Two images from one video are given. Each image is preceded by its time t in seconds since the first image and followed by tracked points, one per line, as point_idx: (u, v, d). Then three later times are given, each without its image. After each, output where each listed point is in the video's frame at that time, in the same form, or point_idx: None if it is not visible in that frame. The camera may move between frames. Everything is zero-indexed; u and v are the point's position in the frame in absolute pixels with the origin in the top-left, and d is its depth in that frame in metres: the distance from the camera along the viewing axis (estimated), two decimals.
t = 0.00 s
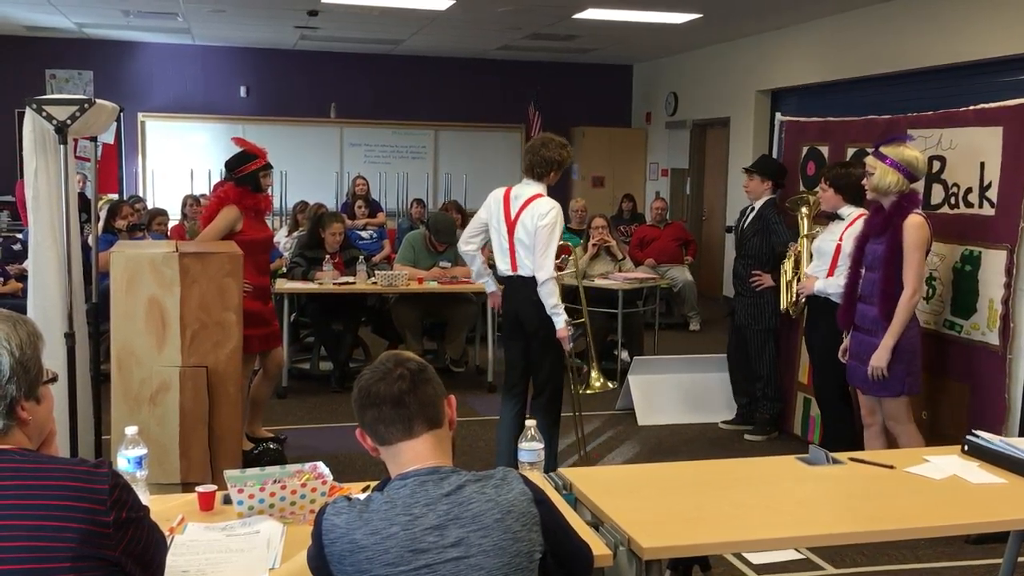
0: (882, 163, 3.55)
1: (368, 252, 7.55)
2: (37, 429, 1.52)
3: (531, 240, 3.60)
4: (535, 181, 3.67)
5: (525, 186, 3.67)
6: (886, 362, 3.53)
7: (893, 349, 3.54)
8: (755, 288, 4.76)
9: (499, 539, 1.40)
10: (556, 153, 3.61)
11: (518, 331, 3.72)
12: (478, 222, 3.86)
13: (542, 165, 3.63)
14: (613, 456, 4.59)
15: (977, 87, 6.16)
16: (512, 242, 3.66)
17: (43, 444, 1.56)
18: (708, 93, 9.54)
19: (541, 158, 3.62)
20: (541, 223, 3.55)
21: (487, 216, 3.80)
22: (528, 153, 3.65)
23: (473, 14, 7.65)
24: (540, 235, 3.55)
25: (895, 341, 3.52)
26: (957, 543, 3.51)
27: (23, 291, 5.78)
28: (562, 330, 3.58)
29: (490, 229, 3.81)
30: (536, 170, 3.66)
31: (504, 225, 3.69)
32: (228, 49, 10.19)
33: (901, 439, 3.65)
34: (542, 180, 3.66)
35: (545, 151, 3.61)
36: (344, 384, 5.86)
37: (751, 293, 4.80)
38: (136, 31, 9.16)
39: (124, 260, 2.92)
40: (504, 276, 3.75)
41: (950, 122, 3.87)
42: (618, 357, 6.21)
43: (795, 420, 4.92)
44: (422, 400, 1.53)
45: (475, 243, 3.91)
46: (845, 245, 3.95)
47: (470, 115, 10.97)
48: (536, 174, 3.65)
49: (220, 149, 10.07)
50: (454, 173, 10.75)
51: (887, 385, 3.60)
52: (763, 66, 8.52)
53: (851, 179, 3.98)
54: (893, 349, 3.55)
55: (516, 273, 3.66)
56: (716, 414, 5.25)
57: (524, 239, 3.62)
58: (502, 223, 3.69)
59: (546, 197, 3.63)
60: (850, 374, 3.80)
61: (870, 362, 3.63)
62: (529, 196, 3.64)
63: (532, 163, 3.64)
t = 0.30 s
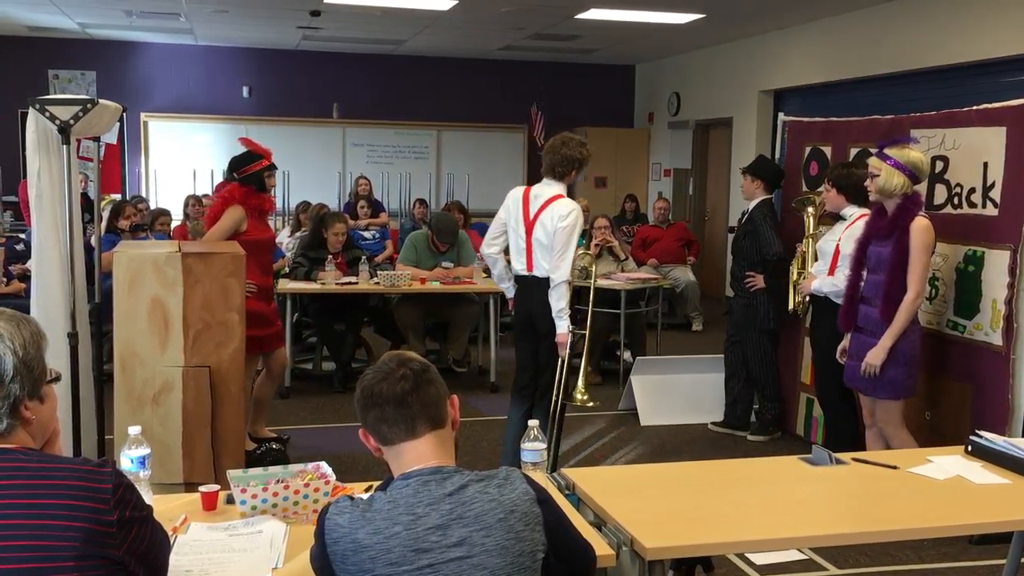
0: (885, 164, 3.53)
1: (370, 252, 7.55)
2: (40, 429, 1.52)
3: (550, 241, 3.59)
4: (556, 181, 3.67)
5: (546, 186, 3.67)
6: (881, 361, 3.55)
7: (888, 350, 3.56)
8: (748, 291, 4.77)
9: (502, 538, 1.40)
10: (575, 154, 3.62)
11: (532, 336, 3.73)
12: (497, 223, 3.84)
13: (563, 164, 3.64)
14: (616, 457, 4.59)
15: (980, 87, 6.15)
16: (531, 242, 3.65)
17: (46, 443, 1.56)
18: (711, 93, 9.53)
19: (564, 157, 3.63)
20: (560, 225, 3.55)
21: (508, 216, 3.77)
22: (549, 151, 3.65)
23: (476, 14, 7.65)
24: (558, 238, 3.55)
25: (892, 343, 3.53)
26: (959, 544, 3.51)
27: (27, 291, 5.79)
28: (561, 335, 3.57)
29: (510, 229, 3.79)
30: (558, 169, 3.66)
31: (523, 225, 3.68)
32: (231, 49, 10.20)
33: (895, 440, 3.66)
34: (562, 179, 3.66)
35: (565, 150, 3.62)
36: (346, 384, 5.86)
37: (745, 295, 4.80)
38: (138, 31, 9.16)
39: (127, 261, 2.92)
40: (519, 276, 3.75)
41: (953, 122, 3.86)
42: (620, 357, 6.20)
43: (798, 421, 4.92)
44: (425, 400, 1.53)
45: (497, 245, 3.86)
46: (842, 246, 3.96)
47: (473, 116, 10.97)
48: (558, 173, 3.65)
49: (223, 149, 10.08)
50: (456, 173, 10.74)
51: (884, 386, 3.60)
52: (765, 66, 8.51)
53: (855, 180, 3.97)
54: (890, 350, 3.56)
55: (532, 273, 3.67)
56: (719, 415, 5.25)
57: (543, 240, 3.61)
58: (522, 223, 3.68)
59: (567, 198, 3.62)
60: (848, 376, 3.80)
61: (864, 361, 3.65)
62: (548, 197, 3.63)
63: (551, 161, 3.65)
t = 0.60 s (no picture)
0: (890, 163, 3.54)
1: (372, 252, 7.56)
2: (43, 429, 1.52)
3: (563, 242, 3.59)
4: (574, 181, 3.68)
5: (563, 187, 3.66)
6: (902, 366, 3.51)
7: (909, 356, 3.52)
8: (731, 292, 4.80)
9: (504, 538, 1.40)
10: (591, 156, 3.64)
11: (540, 336, 3.74)
12: (513, 223, 3.84)
13: (581, 163, 3.65)
14: (617, 457, 4.59)
15: (982, 87, 6.14)
16: (543, 242, 3.64)
17: (48, 443, 1.56)
18: (712, 93, 9.53)
19: (578, 157, 3.64)
20: (575, 226, 3.55)
21: (522, 216, 3.77)
22: (565, 152, 3.66)
23: (477, 14, 7.64)
24: (572, 240, 3.55)
25: (910, 348, 3.51)
26: (962, 544, 3.51)
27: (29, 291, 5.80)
28: (578, 336, 3.58)
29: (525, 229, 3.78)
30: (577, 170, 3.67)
31: (537, 224, 3.67)
32: (232, 49, 10.21)
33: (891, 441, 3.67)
34: (581, 179, 3.68)
35: (582, 150, 3.63)
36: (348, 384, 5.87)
37: (730, 296, 4.82)
38: (140, 31, 9.17)
39: (129, 261, 2.92)
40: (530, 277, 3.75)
41: (955, 122, 3.86)
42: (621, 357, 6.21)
43: (799, 421, 4.92)
44: (427, 401, 1.53)
45: (513, 245, 3.86)
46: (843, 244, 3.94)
47: (474, 116, 10.97)
48: (575, 173, 3.66)
49: (225, 149, 10.09)
50: (458, 173, 10.76)
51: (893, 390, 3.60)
52: (767, 66, 8.51)
53: (858, 180, 3.97)
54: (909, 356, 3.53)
55: (542, 275, 3.67)
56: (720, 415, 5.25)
57: (555, 240, 3.60)
58: (535, 223, 3.68)
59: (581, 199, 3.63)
60: (855, 375, 3.83)
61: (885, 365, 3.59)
62: (562, 199, 3.63)
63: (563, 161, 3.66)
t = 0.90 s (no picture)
0: (898, 163, 3.54)
1: (373, 252, 7.55)
2: (44, 429, 1.52)
3: (567, 242, 3.59)
4: (581, 179, 3.67)
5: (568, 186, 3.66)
6: (913, 367, 3.50)
7: (919, 355, 3.52)
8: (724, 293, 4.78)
9: (506, 539, 1.39)
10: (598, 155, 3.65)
11: (544, 337, 3.74)
12: (520, 223, 3.86)
13: (589, 159, 3.66)
14: (619, 458, 4.58)
15: (984, 86, 6.13)
16: (547, 242, 3.65)
17: (49, 444, 1.56)
18: (713, 92, 9.52)
19: (584, 156, 3.66)
20: (580, 226, 3.54)
21: (528, 215, 3.77)
22: (572, 150, 3.69)
23: (478, 13, 7.64)
24: (578, 240, 3.55)
25: (919, 348, 3.50)
26: (964, 544, 3.51)
27: (30, 291, 5.81)
28: (600, 335, 3.60)
29: (529, 227, 3.78)
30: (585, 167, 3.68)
31: (541, 223, 3.67)
32: (234, 49, 10.21)
33: (906, 439, 3.68)
34: (588, 177, 3.67)
35: (589, 147, 3.65)
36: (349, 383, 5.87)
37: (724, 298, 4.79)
38: (141, 31, 9.17)
39: (130, 261, 2.92)
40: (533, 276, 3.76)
41: (957, 121, 3.85)
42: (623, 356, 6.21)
43: (801, 420, 4.91)
44: (429, 402, 1.53)
45: (519, 245, 3.88)
46: (843, 243, 3.94)
47: (475, 115, 10.97)
48: (584, 170, 3.66)
49: (226, 149, 10.09)
50: (459, 172, 10.75)
51: (904, 389, 3.60)
52: (768, 65, 8.50)
53: (855, 176, 3.96)
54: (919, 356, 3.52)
55: (544, 274, 3.67)
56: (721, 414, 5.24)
57: (559, 240, 3.60)
58: (539, 221, 3.68)
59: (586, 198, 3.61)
60: (862, 373, 3.81)
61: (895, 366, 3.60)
62: (567, 197, 3.63)
63: (571, 159, 3.68)
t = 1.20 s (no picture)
0: (905, 164, 3.57)
1: (375, 251, 7.55)
2: (47, 428, 1.52)
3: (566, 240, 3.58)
4: (580, 179, 3.66)
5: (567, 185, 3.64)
6: (906, 366, 3.55)
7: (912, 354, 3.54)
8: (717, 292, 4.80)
9: (509, 538, 1.39)
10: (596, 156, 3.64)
11: (546, 340, 3.73)
12: (520, 222, 3.86)
13: (588, 160, 3.65)
14: (621, 457, 4.58)
15: (986, 85, 6.12)
16: (547, 240, 3.65)
17: (52, 443, 1.56)
18: (715, 91, 9.52)
19: (584, 156, 3.65)
20: (575, 223, 3.53)
21: (529, 213, 3.77)
22: (573, 150, 3.67)
23: (480, 12, 7.63)
24: (573, 236, 3.54)
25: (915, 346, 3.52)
26: (966, 543, 3.50)
27: (32, 290, 5.82)
28: (595, 333, 3.58)
29: (530, 226, 3.78)
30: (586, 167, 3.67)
31: (541, 220, 3.67)
32: (236, 48, 10.21)
33: (914, 437, 3.70)
34: (587, 176, 3.66)
35: (589, 147, 3.64)
36: (351, 382, 5.87)
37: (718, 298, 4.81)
38: (144, 30, 9.17)
39: (133, 259, 2.93)
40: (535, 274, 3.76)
41: (959, 120, 3.84)
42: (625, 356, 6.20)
43: (804, 419, 4.91)
44: (432, 400, 1.53)
45: (520, 244, 3.89)
46: (844, 241, 3.91)
47: (477, 114, 10.96)
48: (582, 171, 3.65)
49: (227, 148, 10.09)
50: (460, 171, 10.75)
51: (908, 387, 3.62)
52: (770, 63, 8.49)
53: (854, 174, 3.94)
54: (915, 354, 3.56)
55: (545, 272, 3.67)
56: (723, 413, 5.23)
57: (557, 238, 3.59)
58: (539, 219, 3.67)
59: (584, 197, 3.60)
60: (870, 373, 3.78)
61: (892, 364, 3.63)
62: (567, 195, 3.61)
63: (571, 156, 3.68)
